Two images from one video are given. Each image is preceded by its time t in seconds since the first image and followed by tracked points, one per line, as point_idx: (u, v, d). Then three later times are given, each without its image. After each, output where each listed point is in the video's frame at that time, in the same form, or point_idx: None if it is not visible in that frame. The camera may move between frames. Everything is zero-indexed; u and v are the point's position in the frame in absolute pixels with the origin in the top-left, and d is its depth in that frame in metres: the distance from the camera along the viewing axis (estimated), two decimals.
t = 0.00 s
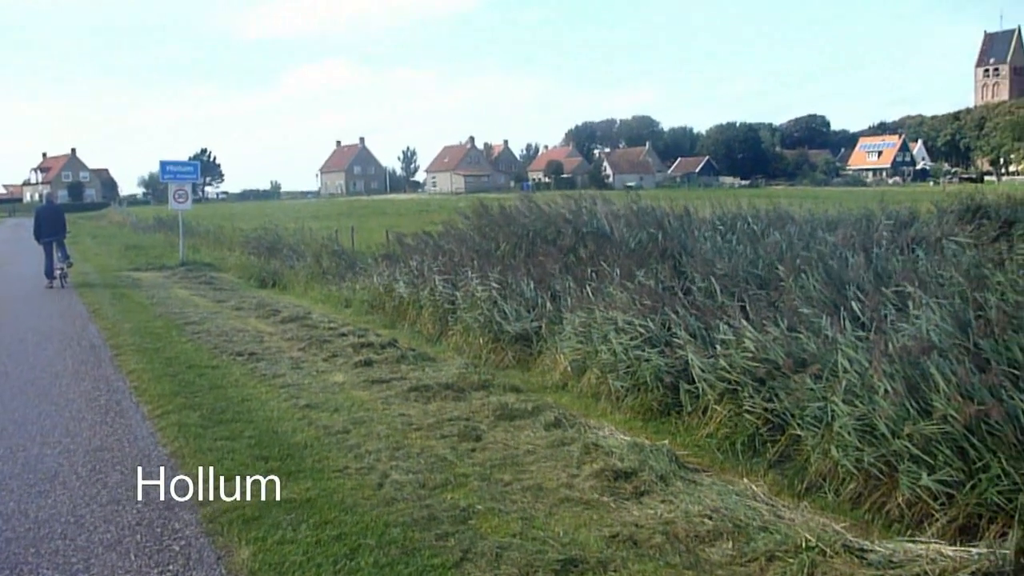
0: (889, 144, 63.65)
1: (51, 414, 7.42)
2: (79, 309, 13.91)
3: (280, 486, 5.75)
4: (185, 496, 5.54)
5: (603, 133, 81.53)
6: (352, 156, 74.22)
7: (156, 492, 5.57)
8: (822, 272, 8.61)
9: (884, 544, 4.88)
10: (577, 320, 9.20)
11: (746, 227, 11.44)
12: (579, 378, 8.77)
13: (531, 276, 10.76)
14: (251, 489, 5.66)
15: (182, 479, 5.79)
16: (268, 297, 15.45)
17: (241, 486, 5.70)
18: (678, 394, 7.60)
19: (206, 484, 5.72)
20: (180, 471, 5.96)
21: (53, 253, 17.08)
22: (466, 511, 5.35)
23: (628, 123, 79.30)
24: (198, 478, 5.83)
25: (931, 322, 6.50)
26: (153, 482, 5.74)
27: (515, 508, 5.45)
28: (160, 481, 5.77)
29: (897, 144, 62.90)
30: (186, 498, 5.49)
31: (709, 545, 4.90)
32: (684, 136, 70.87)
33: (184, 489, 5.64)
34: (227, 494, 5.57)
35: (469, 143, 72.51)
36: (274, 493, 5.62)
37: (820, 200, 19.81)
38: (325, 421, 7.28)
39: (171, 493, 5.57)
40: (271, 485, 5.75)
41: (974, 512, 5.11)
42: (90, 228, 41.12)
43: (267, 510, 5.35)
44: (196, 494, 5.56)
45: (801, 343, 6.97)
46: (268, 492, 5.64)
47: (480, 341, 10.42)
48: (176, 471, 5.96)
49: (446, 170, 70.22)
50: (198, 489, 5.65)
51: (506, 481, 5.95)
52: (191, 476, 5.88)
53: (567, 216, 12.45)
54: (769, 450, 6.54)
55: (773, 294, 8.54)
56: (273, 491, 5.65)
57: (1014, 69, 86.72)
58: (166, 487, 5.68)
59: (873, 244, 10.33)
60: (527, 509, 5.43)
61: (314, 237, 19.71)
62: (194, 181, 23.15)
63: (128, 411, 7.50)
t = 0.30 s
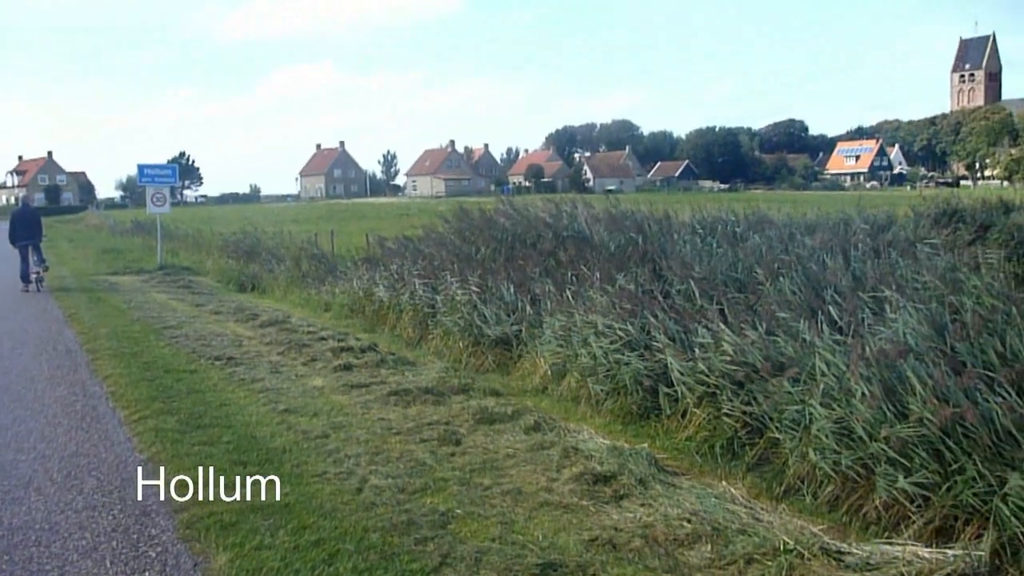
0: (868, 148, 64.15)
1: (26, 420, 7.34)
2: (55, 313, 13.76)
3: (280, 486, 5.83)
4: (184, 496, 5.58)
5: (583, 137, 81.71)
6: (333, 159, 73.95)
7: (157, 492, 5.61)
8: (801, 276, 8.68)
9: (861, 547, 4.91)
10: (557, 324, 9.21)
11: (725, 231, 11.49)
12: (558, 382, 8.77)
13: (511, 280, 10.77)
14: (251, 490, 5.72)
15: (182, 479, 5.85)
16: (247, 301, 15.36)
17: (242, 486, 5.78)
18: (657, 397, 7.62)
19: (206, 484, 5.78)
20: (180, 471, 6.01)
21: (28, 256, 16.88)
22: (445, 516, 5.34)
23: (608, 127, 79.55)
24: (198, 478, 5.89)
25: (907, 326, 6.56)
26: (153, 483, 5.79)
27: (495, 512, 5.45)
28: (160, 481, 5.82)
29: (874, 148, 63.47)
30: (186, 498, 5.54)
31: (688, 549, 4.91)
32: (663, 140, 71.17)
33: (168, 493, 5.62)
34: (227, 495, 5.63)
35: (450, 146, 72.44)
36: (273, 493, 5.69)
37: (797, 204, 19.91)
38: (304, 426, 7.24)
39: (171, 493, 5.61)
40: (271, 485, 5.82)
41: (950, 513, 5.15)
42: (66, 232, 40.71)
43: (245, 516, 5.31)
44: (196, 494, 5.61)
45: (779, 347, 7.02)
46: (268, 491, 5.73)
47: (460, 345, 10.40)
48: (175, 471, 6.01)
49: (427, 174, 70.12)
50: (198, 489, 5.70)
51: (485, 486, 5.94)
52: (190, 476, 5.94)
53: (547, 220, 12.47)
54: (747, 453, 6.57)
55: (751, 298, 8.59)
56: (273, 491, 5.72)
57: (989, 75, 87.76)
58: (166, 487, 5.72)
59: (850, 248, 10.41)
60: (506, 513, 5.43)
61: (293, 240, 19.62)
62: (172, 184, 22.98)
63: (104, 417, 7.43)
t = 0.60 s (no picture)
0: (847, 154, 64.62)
1: (2, 427, 7.25)
2: (33, 319, 13.62)
3: (280, 486, 5.94)
4: (184, 496, 5.69)
5: (565, 142, 81.91)
6: (314, 163, 73.68)
7: (157, 493, 5.71)
8: (781, 280, 8.73)
9: (840, 549, 4.93)
10: (538, 329, 9.22)
11: (706, 236, 11.54)
12: (540, 386, 8.77)
13: (493, 284, 10.78)
14: (251, 490, 5.84)
15: (182, 479, 5.96)
16: (228, 306, 15.27)
17: (242, 486, 5.90)
18: (638, 401, 7.63)
19: (206, 484, 5.90)
20: (180, 472, 6.12)
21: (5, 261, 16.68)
22: (427, 521, 5.32)
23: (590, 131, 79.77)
24: (198, 479, 6.00)
25: (886, 330, 6.61)
26: (153, 483, 5.89)
27: (476, 517, 5.44)
28: (160, 481, 5.91)
29: (854, 153, 63.97)
30: (186, 498, 5.64)
31: (669, 553, 4.92)
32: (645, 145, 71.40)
33: (147, 500, 5.57)
34: (227, 495, 5.75)
35: (432, 151, 72.39)
36: (273, 493, 5.80)
37: (777, 208, 20.05)
38: (284, 432, 7.20)
39: (170, 493, 5.71)
40: (270, 485, 5.93)
41: (928, 516, 5.19)
42: (43, 236, 40.32)
43: (224, 523, 5.27)
44: (196, 495, 5.71)
45: (759, 351, 7.06)
46: (268, 490, 5.84)
47: (442, 350, 10.38)
48: (174, 471, 6.11)
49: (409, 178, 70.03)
50: (198, 489, 5.82)
51: (467, 491, 5.93)
52: (191, 476, 6.05)
53: (529, 225, 12.48)
54: (728, 456, 6.59)
55: (732, 301, 8.63)
56: (273, 491, 5.83)
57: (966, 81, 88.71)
58: (166, 486, 5.83)
59: (830, 252, 10.48)
60: (488, 518, 5.42)
61: (275, 245, 19.53)
62: (152, 188, 22.82)
63: (82, 424, 7.35)
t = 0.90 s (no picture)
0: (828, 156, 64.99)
1: None
2: (11, 324, 13.48)
3: (280, 486, 6.00)
4: (184, 496, 5.76)
5: (548, 144, 82.04)
6: (296, 165, 73.37)
7: (156, 493, 5.77)
8: (762, 281, 8.79)
9: (822, 548, 4.96)
10: (521, 331, 9.21)
11: (687, 237, 11.58)
12: (522, 388, 8.77)
13: (476, 286, 10.77)
14: (251, 489, 5.91)
15: (182, 479, 6.03)
16: (209, 310, 15.17)
17: (242, 486, 5.97)
18: (621, 402, 7.65)
19: (207, 484, 5.97)
20: (181, 471, 6.20)
21: None
22: (409, 524, 5.31)
23: (572, 133, 79.91)
24: (198, 479, 6.07)
25: (866, 329, 6.66)
26: (153, 483, 5.96)
27: (459, 520, 5.42)
28: (160, 481, 5.98)
29: (834, 154, 64.40)
30: (186, 497, 5.71)
31: (653, 553, 4.92)
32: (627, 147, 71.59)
33: (126, 506, 5.52)
34: (227, 495, 5.82)
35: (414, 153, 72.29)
36: (272, 493, 5.86)
37: (758, 209, 20.15)
38: (266, 436, 7.16)
39: (170, 493, 5.78)
40: (270, 486, 5.99)
41: (908, 514, 5.23)
42: (22, 241, 39.93)
43: (205, 528, 5.23)
44: (196, 494, 5.78)
45: (740, 352, 7.10)
46: (268, 490, 5.91)
47: (424, 353, 10.36)
48: (175, 471, 6.20)
49: (391, 181, 69.89)
50: (199, 488, 5.89)
51: (449, 494, 5.92)
52: (191, 475, 6.13)
53: (511, 227, 12.48)
54: (710, 457, 6.61)
55: (713, 302, 8.67)
56: (272, 490, 5.90)
57: (944, 83, 89.73)
58: (167, 486, 5.90)
59: (810, 252, 10.55)
60: (470, 521, 5.41)
61: (256, 248, 19.44)
62: (132, 192, 22.65)
63: (61, 429, 7.29)
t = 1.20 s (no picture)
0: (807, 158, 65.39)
1: None
2: None
3: (279, 486, 6.07)
4: (184, 496, 5.88)
5: (529, 147, 82.11)
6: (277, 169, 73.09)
7: (156, 492, 5.89)
8: (742, 282, 8.85)
9: (802, 548, 4.99)
10: (503, 334, 9.21)
11: (668, 239, 11.62)
12: (504, 392, 8.75)
13: (457, 289, 10.77)
14: (250, 490, 5.99)
15: (182, 479, 6.15)
16: (189, 315, 15.08)
17: (241, 486, 6.06)
18: (603, 405, 7.66)
19: (206, 485, 6.07)
20: (182, 471, 6.32)
21: None
22: (391, 529, 5.29)
23: (553, 136, 80.03)
24: (198, 479, 6.18)
25: (844, 330, 6.72)
26: (153, 482, 6.08)
27: (440, 524, 5.41)
28: (160, 481, 6.11)
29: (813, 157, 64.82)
30: (186, 498, 5.83)
31: (634, 555, 4.93)
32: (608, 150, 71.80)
33: (104, 514, 5.46)
34: (226, 495, 5.92)
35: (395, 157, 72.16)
36: (271, 493, 5.93)
37: (739, 211, 20.25)
38: (246, 442, 7.12)
39: (170, 493, 5.89)
40: (269, 486, 6.08)
41: (887, 513, 5.26)
42: None
43: (184, 535, 5.19)
44: (195, 495, 5.90)
45: (720, 353, 7.13)
46: (267, 490, 5.99)
47: (406, 357, 10.34)
48: (175, 472, 6.31)
49: (372, 185, 69.71)
50: (199, 489, 5.99)
51: (431, 498, 5.91)
52: (191, 476, 6.23)
53: (492, 230, 12.48)
54: (691, 458, 6.62)
55: (694, 305, 8.70)
56: (271, 490, 5.98)
57: (921, 86, 90.58)
58: (166, 486, 6.01)
59: (790, 254, 10.60)
60: (452, 525, 5.40)
61: (237, 253, 19.35)
62: (110, 197, 22.47)
63: (38, 437, 7.21)
